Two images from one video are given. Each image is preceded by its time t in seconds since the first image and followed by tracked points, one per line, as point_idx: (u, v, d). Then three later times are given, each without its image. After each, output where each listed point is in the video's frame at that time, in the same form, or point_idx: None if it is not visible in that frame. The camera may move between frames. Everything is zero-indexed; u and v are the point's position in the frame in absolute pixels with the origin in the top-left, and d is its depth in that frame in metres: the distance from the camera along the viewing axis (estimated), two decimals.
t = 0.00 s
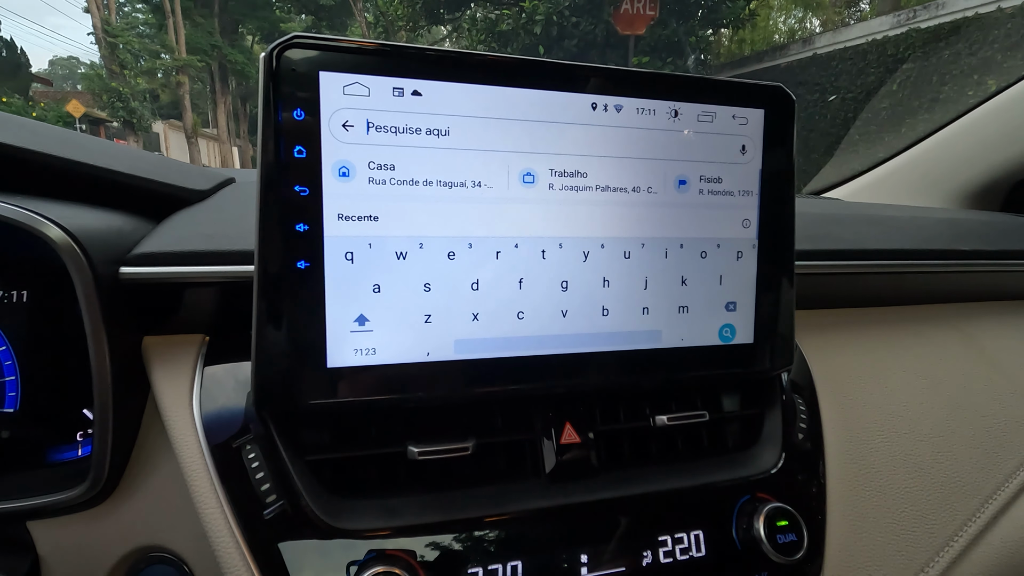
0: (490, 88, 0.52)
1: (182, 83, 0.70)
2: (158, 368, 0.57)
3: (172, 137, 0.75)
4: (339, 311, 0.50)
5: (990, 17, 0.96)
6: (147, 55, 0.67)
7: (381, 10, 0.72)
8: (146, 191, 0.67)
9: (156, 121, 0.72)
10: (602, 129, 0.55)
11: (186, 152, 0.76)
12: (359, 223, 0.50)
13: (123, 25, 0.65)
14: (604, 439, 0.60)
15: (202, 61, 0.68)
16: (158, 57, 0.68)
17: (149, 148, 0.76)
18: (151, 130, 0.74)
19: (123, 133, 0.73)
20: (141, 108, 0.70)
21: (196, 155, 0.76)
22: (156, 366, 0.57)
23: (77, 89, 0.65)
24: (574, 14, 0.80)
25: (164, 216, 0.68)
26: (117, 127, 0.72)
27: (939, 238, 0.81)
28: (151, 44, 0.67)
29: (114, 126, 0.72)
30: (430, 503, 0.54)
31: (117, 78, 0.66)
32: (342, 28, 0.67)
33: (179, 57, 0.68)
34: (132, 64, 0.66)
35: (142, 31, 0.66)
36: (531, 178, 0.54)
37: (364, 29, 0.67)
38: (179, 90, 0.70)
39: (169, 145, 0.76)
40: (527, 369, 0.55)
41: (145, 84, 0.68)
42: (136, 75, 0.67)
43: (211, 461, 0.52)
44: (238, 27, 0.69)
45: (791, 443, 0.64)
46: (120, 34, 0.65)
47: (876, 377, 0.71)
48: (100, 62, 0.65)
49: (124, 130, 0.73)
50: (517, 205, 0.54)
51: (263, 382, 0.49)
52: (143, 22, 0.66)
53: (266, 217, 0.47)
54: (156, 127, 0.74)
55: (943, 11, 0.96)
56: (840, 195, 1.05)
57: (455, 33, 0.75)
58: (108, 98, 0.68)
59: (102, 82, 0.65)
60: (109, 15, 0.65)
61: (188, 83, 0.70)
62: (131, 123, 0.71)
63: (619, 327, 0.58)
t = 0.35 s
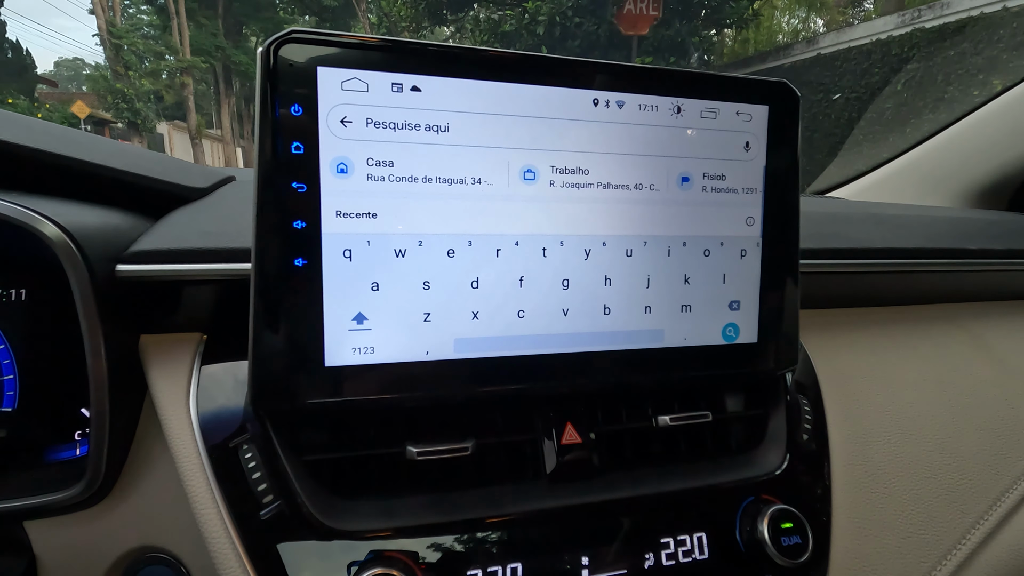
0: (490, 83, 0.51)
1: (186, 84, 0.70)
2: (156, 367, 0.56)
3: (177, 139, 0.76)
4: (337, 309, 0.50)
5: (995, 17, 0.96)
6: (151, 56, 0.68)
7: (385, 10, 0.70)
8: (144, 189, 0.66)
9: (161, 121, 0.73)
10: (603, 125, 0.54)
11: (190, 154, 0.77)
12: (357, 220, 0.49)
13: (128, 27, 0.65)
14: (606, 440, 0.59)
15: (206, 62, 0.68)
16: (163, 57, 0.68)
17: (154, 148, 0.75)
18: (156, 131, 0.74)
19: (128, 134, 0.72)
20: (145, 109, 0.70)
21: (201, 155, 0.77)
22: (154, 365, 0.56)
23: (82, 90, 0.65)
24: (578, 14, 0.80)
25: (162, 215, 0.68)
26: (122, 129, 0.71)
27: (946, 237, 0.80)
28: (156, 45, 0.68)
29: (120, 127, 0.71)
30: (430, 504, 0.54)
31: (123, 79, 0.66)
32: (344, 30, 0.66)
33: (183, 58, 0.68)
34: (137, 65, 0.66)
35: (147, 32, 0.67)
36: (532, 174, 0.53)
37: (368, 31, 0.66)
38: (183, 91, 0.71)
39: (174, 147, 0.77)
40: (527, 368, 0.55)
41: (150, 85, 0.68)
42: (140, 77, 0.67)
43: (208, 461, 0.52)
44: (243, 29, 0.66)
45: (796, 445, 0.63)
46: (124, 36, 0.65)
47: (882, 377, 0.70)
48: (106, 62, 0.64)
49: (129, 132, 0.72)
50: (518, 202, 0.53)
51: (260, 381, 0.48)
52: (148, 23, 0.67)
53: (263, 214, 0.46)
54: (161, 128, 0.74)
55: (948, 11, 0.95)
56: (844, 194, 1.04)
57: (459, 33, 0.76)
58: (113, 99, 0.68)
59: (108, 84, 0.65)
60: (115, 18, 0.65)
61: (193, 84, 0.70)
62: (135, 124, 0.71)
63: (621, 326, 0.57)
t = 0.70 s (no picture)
0: (489, 85, 0.51)
1: (190, 86, 0.70)
2: (156, 367, 0.56)
3: (181, 140, 0.76)
4: (336, 309, 0.50)
5: (999, 17, 0.95)
6: (156, 58, 0.67)
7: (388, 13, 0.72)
8: (146, 190, 0.67)
9: (166, 122, 0.73)
10: (602, 126, 0.54)
11: (194, 154, 0.77)
12: (355, 221, 0.49)
13: (133, 29, 0.66)
14: (605, 441, 0.59)
15: (211, 64, 0.67)
16: (166, 59, 0.68)
17: (157, 150, 0.76)
18: (160, 133, 0.74)
19: (132, 136, 0.73)
20: (149, 111, 0.70)
21: (205, 156, 0.77)
22: (155, 365, 0.56)
23: (86, 92, 0.65)
24: (580, 15, 0.80)
25: (163, 216, 0.68)
26: (126, 130, 0.72)
27: (947, 239, 0.80)
28: (160, 47, 0.67)
29: (123, 129, 0.71)
30: (429, 504, 0.54)
31: (127, 81, 0.66)
32: (348, 30, 0.65)
33: (187, 60, 0.68)
34: (141, 67, 0.66)
35: (150, 34, 0.67)
36: (530, 175, 0.53)
37: (371, 31, 0.66)
38: (188, 93, 0.70)
39: (178, 148, 0.77)
40: (527, 369, 0.54)
41: (154, 87, 0.68)
42: (144, 78, 0.67)
43: (208, 462, 0.52)
44: (246, 30, 0.67)
45: (795, 446, 0.63)
46: (128, 37, 0.66)
47: (883, 378, 0.70)
48: (110, 65, 0.65)
49: (133, 134, 0.72)
50: (517, 203, 0.53)
51: (259, 382, 0.48)
52: (152, 25, 0.67)
53: (262, 215, 0.47)
54: (165, 129, 0.74)
55: (950, 12, 0.94)
56: (846, 195, 1.04)
57: (461, 35, 0.76)
58: (118, 101, 0.68)
59: (112, 85, 0.66)
60: (120, 19, 0.66)
61: (197, 86, 0.69)
62: (140, 126, 0.71)
63: (620, 327, 0.57)
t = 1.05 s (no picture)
0: (479, 103, 0.53)
1: (193, 88, 0.71)
2: (158, 375, 0.58)
3: (184, 141, 0.76)
4: (331, 320, 0.51)
5: (1002, 16, 0.96)
6: (160, 60, 0.69)
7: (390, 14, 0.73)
8: (149, 202, 0.69)
9: (170, 124, 0.74)
10: (589, 141, 0.56)
11: (197, 155, 0.77)
12: (349, 235, 0.51)
13: (137, 31, 0.67)
14: (594, 446, 0.60)
15: (213, 66, 0.69)
16: (170, 61, 0.70)
17: (161, 151, 0.76)
18: (164, 134, 0.75)
19: (136, 137, 0.73)
20: (154, 113, 0.71)
21: (208, 156, 0.77)
22: (157, 373, 0.58)
23: (92, 94, 0.67)
24: (582, 16, 0.81)
25: (166, 227, 0.70)
26: (130, 132, 0.72)
27: (936, 245, 0.81)
28: (164, 50, 0.69)
29: (128, 130, 0.72)
30: (422, 508, 0.55)
31: (132, 83, 0.67)
32: (352, 33, 0.71)
33: (191, 62, 0.70)
34: (145, 69, 0.68)
35: (155, 36, 0.69)
36: (519, 189, 0.55)
37: (375, 36, 0.71)
38: (191, 95, 0.71)
39: (181, 149, 0.77)
40: (517, 376, 0.56)
41: (158, 88, 0.69)
42: (148, 80, 0.68)
43: (209, 466, 0.54)
44: (249, 32, 0.70)
45: (779, 451, 0.64)
46: (133, 40, 0.67)
47: (868, 384, 0.72)
48: (115, 67, 0.66)
49: (137, 134, 0.73)
50: (507, 217, 0.55)
51: (256, 390, 0.50)
52: (156, 28, 0.69)
53: (259, 230, 0.49)
54: (169, 131, 0.75)
55: (954, 11, 0.96)
56: (842, 199, 1.05)
57: (464, 36, 0.80)
58: (121, 102, 0.69)
59: (117, 87, 0.67)
60: (124, 22, 0.67)
61: (200, 88, 0.71)
62: (143, 128, 0.72)
63: (608, 334, 0.59)
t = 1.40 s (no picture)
0: (477, 109, 0.53)
1: (196, 89, 0.72)
2: (161, 377, 0.59)
3: (187, 143, 0.77)
4: (331, 323, 0.52)
5: (1005, 17, 0.96)
6: (163, 62, 0.70)
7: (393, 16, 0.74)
8: (151, 206, 0.69)
9: (173, 125, 0.75)
10: (587, 146, 0.57)
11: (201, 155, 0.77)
12: (348, 240, 0.52)
13: (140, 33, 0.69)
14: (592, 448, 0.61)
15: (216, 67, 0.70)
16: (174, 63, 0.70)
17: (165, 152, 0.78)
18: (168, 135, 0.76)
19: (140, 138, 0.75)
20: (157, 113, 0.72)
21: (212, 157, 0.76)
22: (159, 376, 0.59)
23: (95, 95, 0.68)
24: (584, 17, 0.81)
25: (168, 231, 0.71)
26: (134, 133, 0.74)
27: (934, 248, 0.82)
28: (167, 51, 0.70)
29: (132, 131, 0.74)
30: (420, 509, 0.56)
31: (135, 84, 0.69)
32: (354, 33, 0.72)
33: (194, 64, 0.70)
34: (148, 71, 0.69)
35: (159, 38, 0.70)
36: (517, 194, 0.56)
37: (377, 36, 0.72)
38: (194, 96, 0.72)
39: (185, 149, 0.78)
40: (515, 379, 0.57)
41: (161, 90, 0.71)
42: (152, 82, 0.70)
43: (210, 468, 0.55)
44: (252, 33, 0.72)
45: (776, 454, 0.65)
46: (137, 41, 0.68)
47: (865, 387, 0.72)
48: (119, 69, 0.68)
49: (141, 136, 0.75)
50: (505, 221, 0.56)
51: (257, 393, 0.51)
52: (160, 29, 0.70)
53: (259, 235, 0.49)
54: (173, 132, 0.76)
55: (957, 12, 0.97)
56: (843, 200, 1.05)
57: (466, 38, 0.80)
58: (125, 103, 0.70)
59: (120, 88, 0.68)
60: (127, 23, 0.68)
61: (202, 89, 0.71)
62: (147, 129, 0.74)
63: (606, 337, 0.59)
